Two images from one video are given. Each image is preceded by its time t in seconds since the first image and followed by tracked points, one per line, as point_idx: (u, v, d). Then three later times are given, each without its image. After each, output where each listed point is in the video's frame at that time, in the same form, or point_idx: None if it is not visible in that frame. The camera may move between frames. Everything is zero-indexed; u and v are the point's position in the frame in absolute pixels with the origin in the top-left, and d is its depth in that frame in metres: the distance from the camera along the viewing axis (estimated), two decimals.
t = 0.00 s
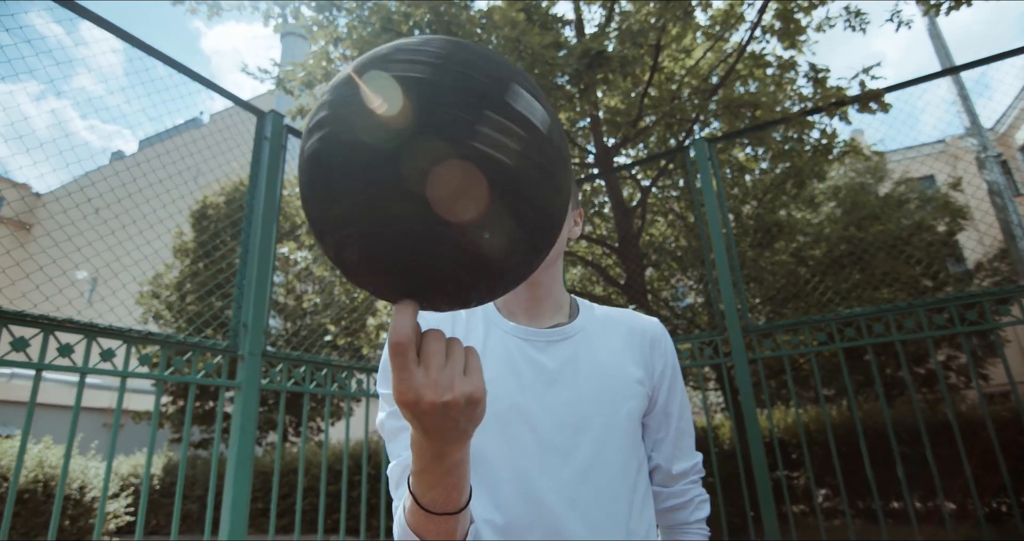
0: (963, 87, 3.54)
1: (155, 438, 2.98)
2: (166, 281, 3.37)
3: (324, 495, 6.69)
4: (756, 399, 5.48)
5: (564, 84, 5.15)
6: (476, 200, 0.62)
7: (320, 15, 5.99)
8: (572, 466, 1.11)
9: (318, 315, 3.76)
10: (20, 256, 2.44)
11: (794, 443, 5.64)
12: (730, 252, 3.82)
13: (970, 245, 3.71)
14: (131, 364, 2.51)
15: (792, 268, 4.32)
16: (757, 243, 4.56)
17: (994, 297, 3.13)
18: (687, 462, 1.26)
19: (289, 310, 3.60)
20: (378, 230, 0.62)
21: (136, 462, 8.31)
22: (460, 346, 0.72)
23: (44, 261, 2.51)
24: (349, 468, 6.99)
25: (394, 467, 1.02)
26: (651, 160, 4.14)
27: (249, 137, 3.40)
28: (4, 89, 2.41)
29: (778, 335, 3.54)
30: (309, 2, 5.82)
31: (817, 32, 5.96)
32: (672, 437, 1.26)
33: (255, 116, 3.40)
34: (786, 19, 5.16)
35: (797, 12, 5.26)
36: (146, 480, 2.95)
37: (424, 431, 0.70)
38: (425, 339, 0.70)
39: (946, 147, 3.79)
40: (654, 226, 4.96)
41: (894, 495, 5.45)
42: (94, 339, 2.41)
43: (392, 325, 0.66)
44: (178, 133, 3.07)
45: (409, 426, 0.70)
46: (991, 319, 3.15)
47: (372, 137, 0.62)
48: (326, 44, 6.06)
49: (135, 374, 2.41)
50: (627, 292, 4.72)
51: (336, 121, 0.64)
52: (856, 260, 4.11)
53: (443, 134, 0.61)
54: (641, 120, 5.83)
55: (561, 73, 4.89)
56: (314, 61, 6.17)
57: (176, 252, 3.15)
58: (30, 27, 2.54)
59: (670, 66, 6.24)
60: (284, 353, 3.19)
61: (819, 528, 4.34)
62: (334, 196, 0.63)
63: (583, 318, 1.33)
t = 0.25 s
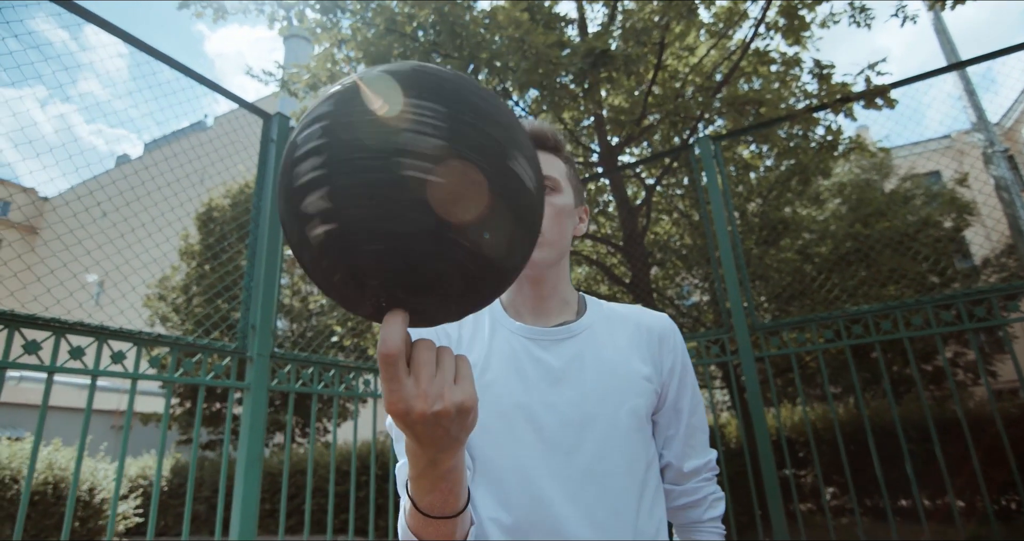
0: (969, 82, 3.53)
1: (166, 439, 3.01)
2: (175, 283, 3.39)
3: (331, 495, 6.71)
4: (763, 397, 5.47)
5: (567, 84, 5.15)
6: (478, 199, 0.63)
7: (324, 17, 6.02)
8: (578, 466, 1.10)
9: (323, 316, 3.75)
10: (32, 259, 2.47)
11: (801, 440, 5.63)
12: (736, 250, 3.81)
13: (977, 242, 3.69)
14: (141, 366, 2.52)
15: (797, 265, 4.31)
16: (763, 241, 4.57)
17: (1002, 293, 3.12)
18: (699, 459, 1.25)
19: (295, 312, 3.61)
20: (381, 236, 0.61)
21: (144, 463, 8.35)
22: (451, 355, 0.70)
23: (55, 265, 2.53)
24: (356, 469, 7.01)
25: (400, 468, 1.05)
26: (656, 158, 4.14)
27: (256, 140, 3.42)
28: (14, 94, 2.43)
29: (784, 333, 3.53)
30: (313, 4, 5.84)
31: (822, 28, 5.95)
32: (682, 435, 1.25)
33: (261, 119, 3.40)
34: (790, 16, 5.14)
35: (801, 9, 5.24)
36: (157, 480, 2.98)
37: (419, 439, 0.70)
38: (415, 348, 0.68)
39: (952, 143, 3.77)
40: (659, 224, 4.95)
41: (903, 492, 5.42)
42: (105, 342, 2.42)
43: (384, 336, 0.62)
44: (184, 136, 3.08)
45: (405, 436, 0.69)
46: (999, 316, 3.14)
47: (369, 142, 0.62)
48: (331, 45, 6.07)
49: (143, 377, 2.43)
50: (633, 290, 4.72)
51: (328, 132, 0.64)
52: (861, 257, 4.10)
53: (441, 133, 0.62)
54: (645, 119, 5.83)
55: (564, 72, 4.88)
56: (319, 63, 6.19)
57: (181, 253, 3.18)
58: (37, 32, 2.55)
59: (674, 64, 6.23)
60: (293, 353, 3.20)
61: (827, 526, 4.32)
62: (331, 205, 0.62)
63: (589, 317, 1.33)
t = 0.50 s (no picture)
0: (977, 80, 3.51)
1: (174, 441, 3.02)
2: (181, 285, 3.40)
3: (337, 496, 6.72)
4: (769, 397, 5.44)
5: (572, 84, 5.14)
6: (473, 198, 0.70)
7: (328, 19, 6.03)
8: (580, 465, 1.09)
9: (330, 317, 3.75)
10: (40, 261, 2.48)
11: (808, 441, 5.60)
12: (742, 250, 3.80)
13: (985, 241, 3.67)
14: (150, 367, 2.53)
15: (803, 265, 4.30)
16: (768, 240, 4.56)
17: (1011, 292, 3.10)
18: (708, 460, 1.24)
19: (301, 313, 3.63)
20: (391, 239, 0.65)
21: (151, 464, 8.37)
22: (447, 370, 0.76)
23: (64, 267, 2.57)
24: (362, 470, 7.02)
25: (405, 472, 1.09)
26: (661, 158, 4.12)
27: (261, 140, 3.44)
28: (23, 97, 2.44)
29: (792, 333, 3.52)
30: (318, 6, 5.85)
31: (827, 26, 5.92)
32: (690, 436, 1.24)
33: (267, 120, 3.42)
34: (796, 14, 5.12)
35: (807, 7, 5.23)
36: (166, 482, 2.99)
37: (416, 450, 0.74)
38: (413, 366, 0.74)
39: (958, 141, 3.75)
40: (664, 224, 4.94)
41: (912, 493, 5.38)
42: (115, 343, 2.44)
43: (384, 353, 0.68)
44: (190, 137, 3.08)
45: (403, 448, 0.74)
46: (1008, 315, 3.12)
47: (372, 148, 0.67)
48: (336, 47, 6.09)
49: (152, 378, 2.44)
50: (638, 291, 4.70)
51: (324, 149, 0.67)
52: (868, 257, 4.09)
53: (437, 137, 0.69)
54: (650, 119, 5.82)
55: (570, 72, 4.87)
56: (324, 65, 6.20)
57: (188, 256, 3.18)
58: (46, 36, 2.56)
59: (678, 64, 6.21)
60: (300, 354, 3.21)
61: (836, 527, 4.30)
62: (339, 206, 0.65)
63: (594, 317, 1.34)
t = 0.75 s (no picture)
0: (984, 83, 3.49)
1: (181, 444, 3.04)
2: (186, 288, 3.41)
3: (341, 499, 6.72)
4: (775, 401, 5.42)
5: (577, 87, 5.14)
6: (461, 201, 0.83)
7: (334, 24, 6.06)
8: (581, 470, 1.08)
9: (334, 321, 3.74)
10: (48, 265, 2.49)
11: (815, 445, 5.55)
12: (747, 253, 3.79)
13: (993, 244, 3.65)
14: (156, 371, 2.54)
15: (809, 268, 4.29)
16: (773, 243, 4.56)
17: (1019, 296, 3.08)
18: (716, 467, 1.23)
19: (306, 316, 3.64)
20: (407, 247, 0.75)
21: (156, 467, 8.40)
22: (428, 388, 0.79)
23: (72, 271, 2.57)
24: (366, 473, 7.03)
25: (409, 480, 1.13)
26: (666, 161, 4.12)
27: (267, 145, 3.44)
28: (33, 102, 2.45)
29: (798, 337, 3.50)
30: (324, 10, 5.88)
31: (832, 29, 5.91)
32: (697, 442, 1.23)
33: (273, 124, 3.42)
34: (801, 17, 5.11)
35: (812, 10, 5.22)
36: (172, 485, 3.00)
37: (398, 462, 0.78)
38: (395, 384, 0.79)
39: (964, 143, 3.73)
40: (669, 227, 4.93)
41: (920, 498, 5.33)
42: (122, 347, 2.45)
43: (363, 371, 0.74)
44: (196, 142, 3.10)
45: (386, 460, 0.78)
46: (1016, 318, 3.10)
47: (346, 155, 0.76)
48: (341, 51, 6.11)
49: (159, 381, 2.45)
50: (643, 294, 4.70)
51: (336, 176, 0.74)
52: (874, 260, 4.07)
53: (419, 147, 0.80)
54: (655, 122, 5.82)
55: (575, 76, 4.87)
56: (329, 70, 6.24)
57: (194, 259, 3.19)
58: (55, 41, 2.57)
59: (683, 67, 6.21)
60: (305, 358, 3.22)
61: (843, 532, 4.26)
62: (361, 223, 0.73)
63: (598, 321, 1.32)
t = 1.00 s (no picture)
0: (992, 85, 3.47)
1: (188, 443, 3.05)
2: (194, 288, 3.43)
3: (346, 500, 6.73)
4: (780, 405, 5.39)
5: (583, 89, 5.14)
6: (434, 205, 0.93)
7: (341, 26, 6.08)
8: (576, 478, 1.06)
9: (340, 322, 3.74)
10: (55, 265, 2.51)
11: (821, 449, 5.51)
12: (753, 256, 3.77)
13: (1001, 248, 3.62)
14: (163, 371, 2.55)
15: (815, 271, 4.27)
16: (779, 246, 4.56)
17: None
18: (723, 474, 1.19)
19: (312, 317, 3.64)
20: (409, 251, 0.82)
21: (162, 466, 8.43)
22: (381, 399, 0.83)
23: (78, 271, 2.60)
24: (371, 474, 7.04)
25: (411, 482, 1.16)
26: (672, 163, 4.11)
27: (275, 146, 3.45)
28: (42, 104, 2.47)
29: (804, 340, 3.48)
30: (331, 13, 5.91)
31: (840, 31, 5.90)
32: (702, 448, 1.19)
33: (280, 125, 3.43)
34: (808, 20, 5.10)
35: (819, 12, 5.21)
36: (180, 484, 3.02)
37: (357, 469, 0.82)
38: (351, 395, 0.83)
39: (971, 146, 3.70)
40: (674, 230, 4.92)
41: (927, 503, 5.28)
42: (128, 347, 2.46)
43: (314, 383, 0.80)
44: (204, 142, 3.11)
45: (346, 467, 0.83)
46: None
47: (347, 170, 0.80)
48: (348, 53, 6.14)
49: (165, 381, 2.46)
50: (648, 297, 4.68)
51: (349, 192, 0.79)
52: (881, 264, 4.04)
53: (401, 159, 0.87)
54: (661, 124, 5.82)
55: (581, 77, 4.87)
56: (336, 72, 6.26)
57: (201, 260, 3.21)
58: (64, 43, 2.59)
59: (689, 69, 6.20)
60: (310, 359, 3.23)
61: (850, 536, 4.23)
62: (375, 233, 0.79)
63: (602, 325, 1.29)
